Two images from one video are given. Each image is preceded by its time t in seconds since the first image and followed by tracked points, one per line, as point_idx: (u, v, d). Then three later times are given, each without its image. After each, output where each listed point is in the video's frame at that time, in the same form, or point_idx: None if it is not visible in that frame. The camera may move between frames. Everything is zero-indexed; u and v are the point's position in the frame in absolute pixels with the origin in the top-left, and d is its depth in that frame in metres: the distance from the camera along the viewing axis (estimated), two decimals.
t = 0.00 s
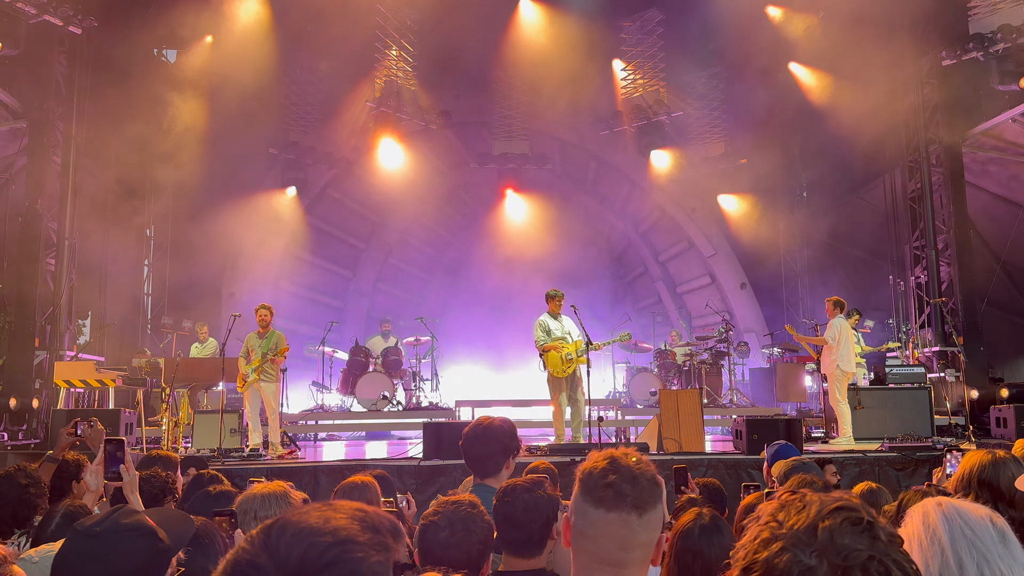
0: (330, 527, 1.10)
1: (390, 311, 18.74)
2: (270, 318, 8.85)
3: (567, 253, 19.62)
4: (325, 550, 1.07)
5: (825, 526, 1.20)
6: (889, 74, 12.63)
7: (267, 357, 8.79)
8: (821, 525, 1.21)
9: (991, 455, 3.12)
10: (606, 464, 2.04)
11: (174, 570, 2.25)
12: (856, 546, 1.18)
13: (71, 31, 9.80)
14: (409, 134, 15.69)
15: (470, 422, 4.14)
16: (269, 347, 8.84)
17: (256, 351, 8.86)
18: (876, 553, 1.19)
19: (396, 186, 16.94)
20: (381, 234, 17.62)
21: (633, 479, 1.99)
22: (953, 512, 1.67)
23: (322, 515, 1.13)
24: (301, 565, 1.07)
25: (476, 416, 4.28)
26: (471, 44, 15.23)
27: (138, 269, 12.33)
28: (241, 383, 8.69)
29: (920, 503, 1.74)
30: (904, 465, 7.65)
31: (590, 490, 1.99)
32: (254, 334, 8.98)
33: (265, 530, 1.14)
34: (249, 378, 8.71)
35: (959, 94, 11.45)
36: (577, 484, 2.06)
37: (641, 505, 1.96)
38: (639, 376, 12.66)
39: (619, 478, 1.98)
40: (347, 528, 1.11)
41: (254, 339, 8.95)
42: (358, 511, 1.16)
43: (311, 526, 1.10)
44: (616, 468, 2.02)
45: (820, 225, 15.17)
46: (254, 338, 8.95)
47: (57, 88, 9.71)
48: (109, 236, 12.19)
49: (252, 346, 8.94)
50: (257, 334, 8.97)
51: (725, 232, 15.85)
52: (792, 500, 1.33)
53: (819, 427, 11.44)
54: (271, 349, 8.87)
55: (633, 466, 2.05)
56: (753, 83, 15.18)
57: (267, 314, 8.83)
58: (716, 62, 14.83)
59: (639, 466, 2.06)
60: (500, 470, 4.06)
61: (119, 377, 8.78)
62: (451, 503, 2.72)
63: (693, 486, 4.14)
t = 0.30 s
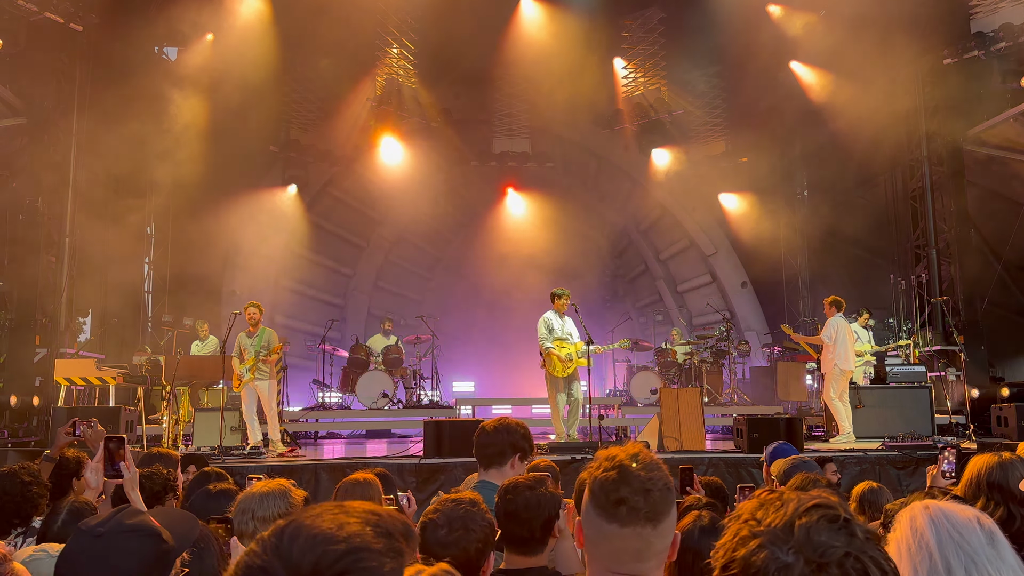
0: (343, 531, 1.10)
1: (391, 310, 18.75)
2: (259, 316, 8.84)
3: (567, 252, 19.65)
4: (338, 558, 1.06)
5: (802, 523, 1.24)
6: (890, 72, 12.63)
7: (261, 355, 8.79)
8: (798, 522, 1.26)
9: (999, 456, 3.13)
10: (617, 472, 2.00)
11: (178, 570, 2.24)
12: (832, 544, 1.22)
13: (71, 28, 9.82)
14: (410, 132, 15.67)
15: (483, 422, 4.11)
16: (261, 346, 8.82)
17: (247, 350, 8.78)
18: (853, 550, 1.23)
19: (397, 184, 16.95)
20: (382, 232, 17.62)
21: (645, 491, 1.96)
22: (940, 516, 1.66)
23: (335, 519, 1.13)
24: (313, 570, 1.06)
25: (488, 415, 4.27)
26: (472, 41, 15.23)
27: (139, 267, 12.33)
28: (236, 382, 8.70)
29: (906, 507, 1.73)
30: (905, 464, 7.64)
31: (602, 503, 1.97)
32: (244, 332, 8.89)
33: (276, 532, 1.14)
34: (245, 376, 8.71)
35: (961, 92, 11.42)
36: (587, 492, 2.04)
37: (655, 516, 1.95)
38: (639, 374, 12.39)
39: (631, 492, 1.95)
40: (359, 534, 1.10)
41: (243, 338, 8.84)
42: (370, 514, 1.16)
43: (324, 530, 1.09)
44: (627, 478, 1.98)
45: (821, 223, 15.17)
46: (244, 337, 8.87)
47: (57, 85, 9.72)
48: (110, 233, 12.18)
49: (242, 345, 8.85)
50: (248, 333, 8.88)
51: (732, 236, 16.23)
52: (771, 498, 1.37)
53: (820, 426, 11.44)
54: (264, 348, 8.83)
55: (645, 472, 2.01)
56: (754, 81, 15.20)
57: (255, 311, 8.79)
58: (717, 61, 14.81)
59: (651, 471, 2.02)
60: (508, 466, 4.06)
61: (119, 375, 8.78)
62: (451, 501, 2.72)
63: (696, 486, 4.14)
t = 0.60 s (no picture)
0: (360, 535, 1.09)
1: (391, 308, 18.76)
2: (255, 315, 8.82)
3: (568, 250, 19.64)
4: (355, 566, 1.06)
5: (792, 521, 1.24)
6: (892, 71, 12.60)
7: (257, 353, 8.78)
8: (788, 519, 1.25)
9: (992, 451, 3.13)
10: (636, 469, 2.00)
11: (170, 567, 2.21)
12: (822, 542, 1.22)
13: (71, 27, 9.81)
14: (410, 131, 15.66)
15: (490, 420, 4.12)
16: (258, 343, 8.82)
17: (244, 349, 8.82)
18: (842, 549, 1.23)
19: (397, 182, 16.93)
20: (382, 231, 17.61)
21: (664, 487, 1.96)
22: (937, 512, 1.65)
23: (351, 521, 1.12)
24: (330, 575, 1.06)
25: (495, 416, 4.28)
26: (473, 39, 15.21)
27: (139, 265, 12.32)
28: (234, 381, 8.72)
29: (903, 502, 1.73)
30: (905, 463, 7.64)
31: (621, 498, 1.97)
32: (242, 331, 8.94)
33: (293, 533, 1.13)
34: (241, 374, 8.72)
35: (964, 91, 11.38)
36: (605, 488, 2.03)
37: (674, 512, 1.94)
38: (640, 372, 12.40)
39: (651, 488, 1.95)
40: (377, 540, 1.09)
41: (241, 338, 8.91)
42: (386, 518, 1.15)
43: (341, 536, 1.09)
44: (647, 474, 1.98)
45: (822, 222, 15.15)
46: (241, 336, 8.92)
47: (56, 84, 9.71)
48: (111, 232, 12.18)
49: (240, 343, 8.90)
50: (246, 331, 8.92)
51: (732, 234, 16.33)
52: (763, 494, 1.37)
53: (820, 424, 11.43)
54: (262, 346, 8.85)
55: (663, 469, 2.01)
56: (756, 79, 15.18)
57: (252, 310, 8.80)
58: (717, 59, 14.79)
59: (668, 469, 2.02)
60: (515, 463, 4.06)
61: (119, 373, 8.77)
62: (448, 499, 2.72)
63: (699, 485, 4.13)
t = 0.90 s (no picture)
0: (409, 529, 1.10)
1: (392, 306, 18.77)
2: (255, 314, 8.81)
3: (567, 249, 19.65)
4: (407, 556, 1.06)
5: (816, 521, 1.24)
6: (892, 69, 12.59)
7: (257, 352, 8.78)
8: (811, 520, 1.25)
9: (1000, 455, 3.11)
10: (635, 459, 2.00)
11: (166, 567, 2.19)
12: (845, 545, 1.22)
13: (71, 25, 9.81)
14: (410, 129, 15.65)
15: (487, 419, 4.11)
16: (258, 342, 8.82)
17: (244, 347, 8.81)
18: (865, 554, 1.22)
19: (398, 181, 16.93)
20: (382, 230, 17.61)
21: (663, 476, 1.96)
22: (942, 512, 1.65)
23: (397, 513, 1.12)
24: (382, 569, 1.05)
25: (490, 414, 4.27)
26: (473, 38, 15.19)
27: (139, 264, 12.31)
28: (233, 379, 8.67)
29: (909, 502, 1.72)
30: (906, 462, 7.64)
31: (620, 487, 1.96)
32: (241, 330, 8.93)
33: (341, 522, 1.12)
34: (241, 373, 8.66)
35: (965, 89, 11.35)
36: (603, 479, 2.03)
37: (672, 501, 1.94)
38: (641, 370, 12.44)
39: (650, 475, 1.95)
40: (425, 532, 1.10)
41: (241, 337, 8.90)
42: (429, 512, 1.16)
43: (391, 526, 1.09)
44: (645, 464, 1.98)
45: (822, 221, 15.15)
46: (241, 335, 8.91)
47: (55, 84, 9.70)
48: (111, 230, 12.17)
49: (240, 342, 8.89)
50: (246, 330, 8.92)
51: (732, 233, 16.35)
52: (787, 494, 1.37)
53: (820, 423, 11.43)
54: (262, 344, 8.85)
55: (661, 461, 2.01)
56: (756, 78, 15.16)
57: (252, 310, 8.80)
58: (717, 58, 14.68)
59: (667, 461, 2.03)
60: (513, 461, 4.06)
61: (119, 371, 8.77)
62: (454, 499, 2.74)
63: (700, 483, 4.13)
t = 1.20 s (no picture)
0: (463, 539, 1.05)
1: (392, 306, 18.77)
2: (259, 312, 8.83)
3: (568, 248, 19.66)
4: (463, 565, 1.02)
5: (806, 523, 1.23)
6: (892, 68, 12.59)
7: (261, 350, 8.81)
8: (801, 523, 1.24)
9: (988, 450, 3.14)
10: (610, 458, 2.00)
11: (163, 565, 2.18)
12: (833, 550, 1.21)
13: (71, 24, 9.81)
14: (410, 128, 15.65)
15: (478, 418, 4.11)
16: (262, 341, 8.86)
17: (247, 345, 8.81)
18: (854, 562, 1.21)
19: (397, 179, 16.92)
20: (382, 229, 17.61)
21: (638, 473, 1.96)
22: (957, 510, 1.54)
23: (449, 524, 1.07)
24: None
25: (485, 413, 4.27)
26: (473, 36, 15.17)
27: (139, 262, 12.32)
28: (236, 378, 8.69)
29: (920, 498, 1.61)
30: (906, 460, 7.65)
31: (596, 486, 1.96)
32: (245, 328, 8.93)
33: (395, 524, 1.06)
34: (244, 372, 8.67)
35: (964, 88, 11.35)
36: (580, 479, 2.02)
37: (649, 498, 1.93)
38: (639, 370, 12.38)
39: (625, 473, 1.94)
40: (477, 543, 1.05)
41: (245, 334, 8.91)
42: (480, 522, 1.11)
43: (446, 535, 1.04)
44: (621, 462, 1.98)
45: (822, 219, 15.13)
46: (245, 333, 8.91)
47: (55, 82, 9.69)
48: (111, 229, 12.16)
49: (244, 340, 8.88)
50: (250, 328, 8.92)
51: (732, 232, 16.33)
52: (784, 495, 1.36)
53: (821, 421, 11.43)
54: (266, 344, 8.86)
55: (637, 459, 2.01)
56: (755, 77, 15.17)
57: (256, 307, 8.81)
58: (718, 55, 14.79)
59: (642, 458, 2.03)
60: (508, 460, 4.04)
61: (119, 370, 8.76)
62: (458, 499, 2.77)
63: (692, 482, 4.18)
